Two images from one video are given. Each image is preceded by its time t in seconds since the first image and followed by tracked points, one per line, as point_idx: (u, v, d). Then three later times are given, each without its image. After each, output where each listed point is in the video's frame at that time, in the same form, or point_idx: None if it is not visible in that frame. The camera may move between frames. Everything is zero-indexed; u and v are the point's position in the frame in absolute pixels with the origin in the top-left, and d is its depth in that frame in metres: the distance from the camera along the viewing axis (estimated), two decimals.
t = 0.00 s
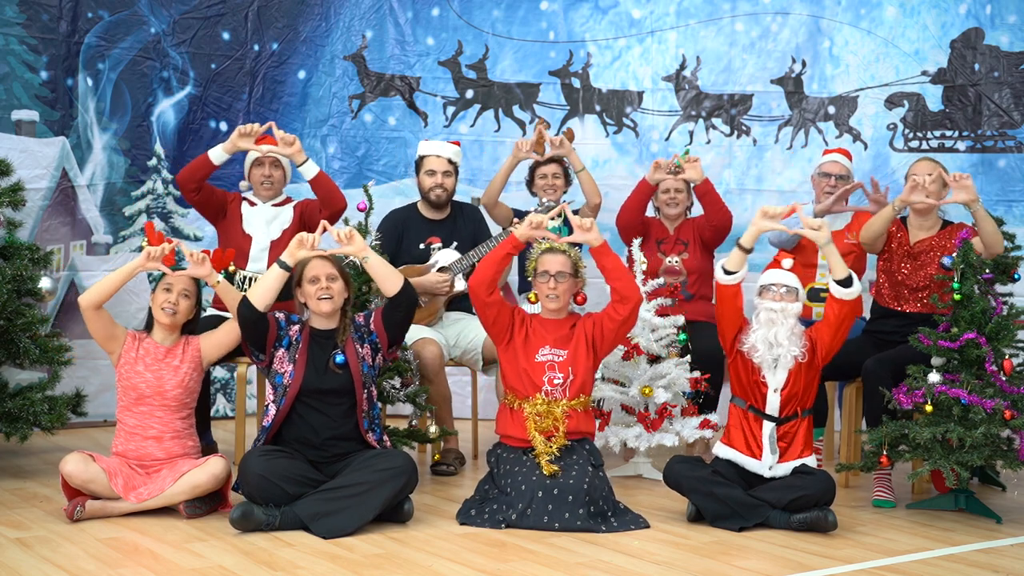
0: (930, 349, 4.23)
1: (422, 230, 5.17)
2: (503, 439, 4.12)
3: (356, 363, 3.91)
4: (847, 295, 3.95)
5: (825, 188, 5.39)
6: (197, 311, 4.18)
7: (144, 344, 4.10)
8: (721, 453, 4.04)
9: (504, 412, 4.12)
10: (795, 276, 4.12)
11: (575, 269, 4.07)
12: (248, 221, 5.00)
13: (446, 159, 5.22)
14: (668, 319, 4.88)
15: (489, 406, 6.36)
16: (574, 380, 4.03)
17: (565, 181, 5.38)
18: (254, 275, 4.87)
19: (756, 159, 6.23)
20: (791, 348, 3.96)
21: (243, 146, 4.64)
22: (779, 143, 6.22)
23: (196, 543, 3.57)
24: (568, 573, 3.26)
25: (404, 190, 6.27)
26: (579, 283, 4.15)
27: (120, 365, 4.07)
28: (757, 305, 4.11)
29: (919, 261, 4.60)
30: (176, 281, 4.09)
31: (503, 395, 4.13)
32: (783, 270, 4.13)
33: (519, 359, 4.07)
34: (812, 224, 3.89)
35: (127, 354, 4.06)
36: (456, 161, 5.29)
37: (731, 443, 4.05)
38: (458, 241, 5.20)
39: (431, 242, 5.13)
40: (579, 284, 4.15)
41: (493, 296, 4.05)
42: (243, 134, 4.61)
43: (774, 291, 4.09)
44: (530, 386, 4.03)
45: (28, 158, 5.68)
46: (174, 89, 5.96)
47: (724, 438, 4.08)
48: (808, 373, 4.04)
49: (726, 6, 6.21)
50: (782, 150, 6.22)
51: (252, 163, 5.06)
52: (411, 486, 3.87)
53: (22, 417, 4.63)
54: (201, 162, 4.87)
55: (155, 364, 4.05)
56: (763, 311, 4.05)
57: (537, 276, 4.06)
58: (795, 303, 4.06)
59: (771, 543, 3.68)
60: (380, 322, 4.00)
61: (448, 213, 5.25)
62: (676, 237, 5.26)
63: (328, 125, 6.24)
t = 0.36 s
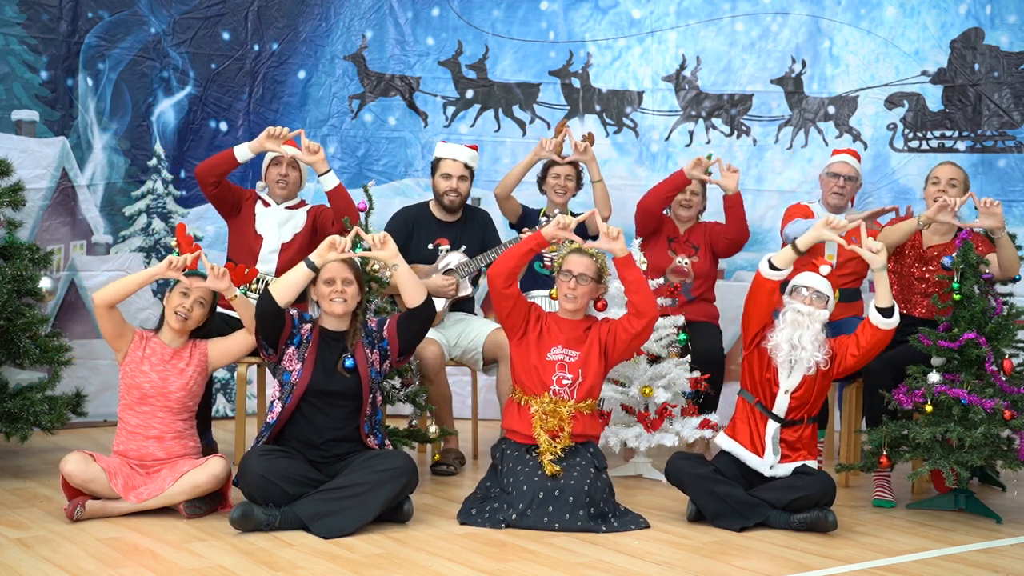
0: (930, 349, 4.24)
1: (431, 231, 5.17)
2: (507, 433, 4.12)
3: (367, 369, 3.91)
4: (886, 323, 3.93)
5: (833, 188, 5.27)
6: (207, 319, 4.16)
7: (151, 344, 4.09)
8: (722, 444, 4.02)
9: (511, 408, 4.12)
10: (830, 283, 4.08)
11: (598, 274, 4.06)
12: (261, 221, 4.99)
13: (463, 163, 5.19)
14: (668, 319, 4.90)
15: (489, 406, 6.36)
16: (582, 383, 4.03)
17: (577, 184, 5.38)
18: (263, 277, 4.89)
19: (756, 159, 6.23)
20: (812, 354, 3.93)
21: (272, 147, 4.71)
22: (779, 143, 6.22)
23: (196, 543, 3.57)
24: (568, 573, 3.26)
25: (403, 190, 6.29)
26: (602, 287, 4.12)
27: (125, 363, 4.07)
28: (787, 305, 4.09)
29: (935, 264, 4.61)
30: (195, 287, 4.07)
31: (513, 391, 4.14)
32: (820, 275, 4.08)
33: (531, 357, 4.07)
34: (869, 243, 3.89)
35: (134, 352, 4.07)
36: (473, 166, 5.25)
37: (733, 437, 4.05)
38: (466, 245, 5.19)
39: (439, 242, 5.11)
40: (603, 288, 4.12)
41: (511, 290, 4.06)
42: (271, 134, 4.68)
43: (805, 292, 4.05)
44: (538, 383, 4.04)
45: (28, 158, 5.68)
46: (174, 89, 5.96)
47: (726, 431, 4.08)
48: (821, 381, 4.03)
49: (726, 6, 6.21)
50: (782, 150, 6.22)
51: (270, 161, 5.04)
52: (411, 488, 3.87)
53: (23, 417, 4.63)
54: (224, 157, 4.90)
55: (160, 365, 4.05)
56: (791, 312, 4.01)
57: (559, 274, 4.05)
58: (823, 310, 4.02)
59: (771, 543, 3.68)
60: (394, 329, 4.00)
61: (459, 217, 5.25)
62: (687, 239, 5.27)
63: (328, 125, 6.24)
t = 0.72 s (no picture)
0: (930, 349, 4.24)
1: (434, 231, 5.17)
2: (509, 431, 4.12)
3: (369, 373, 3.91)
4: (895, 332, 3.93)
5: (837, 189, 5.27)
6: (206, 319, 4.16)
7: (151, 344, 4.09)
8: (722, 442, 4.03)
9: (513, 407, 4.12)
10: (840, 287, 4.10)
11: (603, 275, 4.07)
12: (262, 222, 4.98)
13: (460, 161, 5.19)
14: (669, 320, 4.90)
15: (489, 405, 6.37)
16: (584, 383, 4.03)
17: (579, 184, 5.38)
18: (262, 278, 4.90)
19: (756, 159, 6.23)
20: (819, 357, 3.93)
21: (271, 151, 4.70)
22: (779, 143, 6.22)
23: (196, 543, 3.57)
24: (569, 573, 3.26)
25: (403, 190, 6.29)
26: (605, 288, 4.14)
27: (125, 363, 4.07)
28: (796, 305, 4.11)
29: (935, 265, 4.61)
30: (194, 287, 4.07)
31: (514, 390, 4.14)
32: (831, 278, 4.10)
33: (533, 357, 4.07)
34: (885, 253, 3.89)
35: (133, 352, 4.07)
36: (470, 162, 5.24)
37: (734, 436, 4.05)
38: (468, 246, 5.18)
39: (441, 243, 5.13)
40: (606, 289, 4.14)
41: (514, 290, 4.06)
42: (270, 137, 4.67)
43: (814, 294, 4.07)
44: (541, 382, 4.03)
45: (28, 158, 5.68)
46: (174, 89, 5.96)
47: (728, 430, 4.08)
48: (825, 384, 4.02)
49: (726, 6, 6.21)
50: (782, 150, 6.22)
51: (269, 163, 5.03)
52: (412, 488, 3.87)
53: (23, 417, 4.63)
54: (225, 160, 4.91)
55: (161, 365, 4.05)
56: (799, 314, 4.01)
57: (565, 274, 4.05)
58: (831, 313, 4.03)
59: (771, 543, 3.68)
60: (397, 335, 4.00)
61: (461, 216, 5.25)
62: (690, 240, 5.27)
63: (328, 125, 6.24)
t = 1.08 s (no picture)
0: (930, 349, 4.23)
1: (425, 232, 5.17)
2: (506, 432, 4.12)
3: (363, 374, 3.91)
4: (881, 329, 3.93)
5: (828, 189, 5.34)
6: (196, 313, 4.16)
7: (141, 346, 4.09)
8: (722, 448, 4.02)
9: (510, 410, 4.12)
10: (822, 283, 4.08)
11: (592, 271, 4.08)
12: (253, 224, 4.99)
13: (443, 162, 5.19)
14: (668, 319, 4.89)
15: (489, 405, 6.36)
16: (581, 383, 4.02)
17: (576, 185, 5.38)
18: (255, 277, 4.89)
19: (756, 159, 6.23)
20: (811, 354, 3.94)
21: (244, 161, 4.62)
22: (779, 143, 6.22)
23: (196, 543, 3.57)
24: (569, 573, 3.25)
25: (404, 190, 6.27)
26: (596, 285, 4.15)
27: (117, 368, 4.06)
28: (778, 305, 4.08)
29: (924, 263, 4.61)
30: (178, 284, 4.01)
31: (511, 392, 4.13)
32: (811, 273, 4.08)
33: (528, 359, 4.07)
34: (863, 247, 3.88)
35: (124, 357, 4.06)
36: (454, 162, 5.26)
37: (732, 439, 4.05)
38: (462, 244, 5.18)
39: (434, 243, 5.13)
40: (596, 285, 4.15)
41: (507, 297, 4.04)
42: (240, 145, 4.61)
43: (796, 292, 4.04)
44: (537, 384, 4.04)
45: (28, 158, 5.68)
46: (174, 89, 5.96)
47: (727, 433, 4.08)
48: (818, 381, 4.03)
49: (726, 6, 6.21)
50: (782, 150, 6.22)
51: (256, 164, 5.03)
52: (412, 488, 3.87)
53: (23, 417, 4.63)
54: (206, 171, 4.85)
55: (153, 366, 4.04)
56: (786, 313, 4.00)
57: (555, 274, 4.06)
58: (815, 309, 4.02)
59: (771, 543, 3.68)
60: (395, 340, 3.98)
61: (452, 215, 5.24)
62: (688, 240, 5.26)
63: (328, 125, 6.24)
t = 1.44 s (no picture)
0: (930, 349, 4.24)
1: (414, 229, 5.17)
2: (501, 439, 4.11)
3: (350, 370, 3.90)
4: (840, 352, 3.86)
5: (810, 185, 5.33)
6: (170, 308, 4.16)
7: (122, 350, 4.07)
8: (718, 456, 4.02)
9: (503, 419, 4.11)
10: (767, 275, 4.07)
11: (562, 265, 4.00)
12: (234, 227, 4.95)
13: (432, 159, 5.17)
14: (668, 319, 4.89)
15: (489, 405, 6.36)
16: (569, 387, 4.01)
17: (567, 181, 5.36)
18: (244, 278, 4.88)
19: (756, 159, 6.23)
20: (777, 344, 3.92)
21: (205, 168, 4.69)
22: (779, 143, 6.22)
23: (196, 543, 3.57)
24: (569, 573, 3.25)
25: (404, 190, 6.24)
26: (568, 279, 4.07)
27: (103, 377, 4.05)
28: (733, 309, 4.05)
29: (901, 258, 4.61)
30: (144, 280, 4.08)
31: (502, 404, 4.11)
32: (750, 270, 4.06)
33: (515, 371, 4.03)
34: (795, 288, 3.79)
35: (107, 365, 4.04)
36: (443, 160, 5.22)
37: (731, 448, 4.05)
38: (452, 238, 5.18)
39: (425, 240, 5.13)
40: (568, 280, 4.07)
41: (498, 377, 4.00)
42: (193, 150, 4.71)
43: (746, 292, 4.02)
44: (525, 397, 4.02)
45: (28, 158, 5.68)
46: (175, 90, 5.96)
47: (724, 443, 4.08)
48: (795, 369, 4.02)
49: (725, 6, 6.21)
50: (782, 150, 6.21)
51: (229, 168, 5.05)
52: (411, 487, 3.87)
53: (23, 417, 4.62)
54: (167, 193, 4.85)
55: (138, 367, 4.03)
56: (740, 313, 3.99)
57: (525, 274, 3.99)
58: (769, 301, 4.00)
59: (771, 543, 3.68)
60: (396, 349, 3.94)
61: (439, 211, 5.23)
62: (680, 238, 5.24)
63: (328, 125, 6.24)
